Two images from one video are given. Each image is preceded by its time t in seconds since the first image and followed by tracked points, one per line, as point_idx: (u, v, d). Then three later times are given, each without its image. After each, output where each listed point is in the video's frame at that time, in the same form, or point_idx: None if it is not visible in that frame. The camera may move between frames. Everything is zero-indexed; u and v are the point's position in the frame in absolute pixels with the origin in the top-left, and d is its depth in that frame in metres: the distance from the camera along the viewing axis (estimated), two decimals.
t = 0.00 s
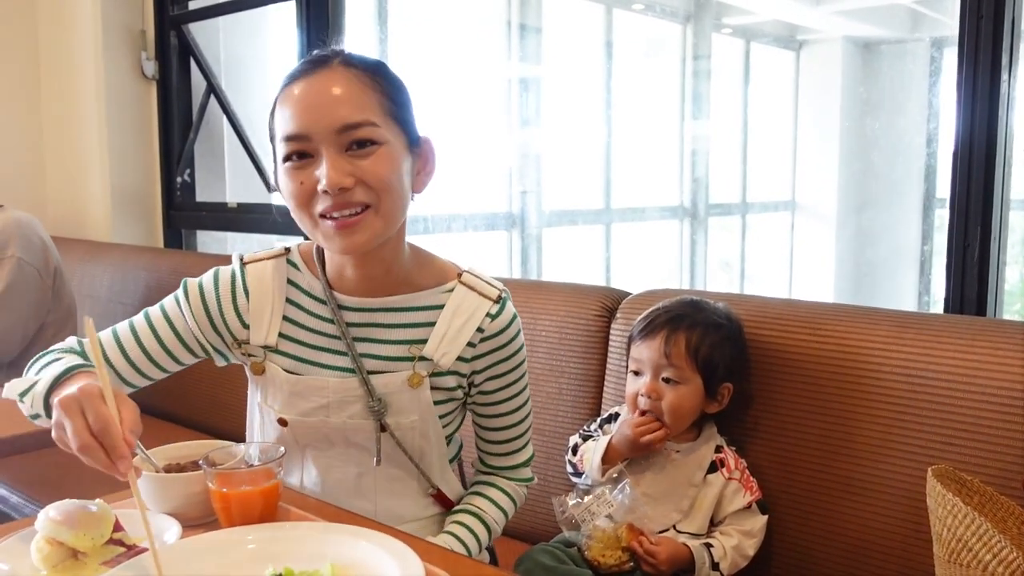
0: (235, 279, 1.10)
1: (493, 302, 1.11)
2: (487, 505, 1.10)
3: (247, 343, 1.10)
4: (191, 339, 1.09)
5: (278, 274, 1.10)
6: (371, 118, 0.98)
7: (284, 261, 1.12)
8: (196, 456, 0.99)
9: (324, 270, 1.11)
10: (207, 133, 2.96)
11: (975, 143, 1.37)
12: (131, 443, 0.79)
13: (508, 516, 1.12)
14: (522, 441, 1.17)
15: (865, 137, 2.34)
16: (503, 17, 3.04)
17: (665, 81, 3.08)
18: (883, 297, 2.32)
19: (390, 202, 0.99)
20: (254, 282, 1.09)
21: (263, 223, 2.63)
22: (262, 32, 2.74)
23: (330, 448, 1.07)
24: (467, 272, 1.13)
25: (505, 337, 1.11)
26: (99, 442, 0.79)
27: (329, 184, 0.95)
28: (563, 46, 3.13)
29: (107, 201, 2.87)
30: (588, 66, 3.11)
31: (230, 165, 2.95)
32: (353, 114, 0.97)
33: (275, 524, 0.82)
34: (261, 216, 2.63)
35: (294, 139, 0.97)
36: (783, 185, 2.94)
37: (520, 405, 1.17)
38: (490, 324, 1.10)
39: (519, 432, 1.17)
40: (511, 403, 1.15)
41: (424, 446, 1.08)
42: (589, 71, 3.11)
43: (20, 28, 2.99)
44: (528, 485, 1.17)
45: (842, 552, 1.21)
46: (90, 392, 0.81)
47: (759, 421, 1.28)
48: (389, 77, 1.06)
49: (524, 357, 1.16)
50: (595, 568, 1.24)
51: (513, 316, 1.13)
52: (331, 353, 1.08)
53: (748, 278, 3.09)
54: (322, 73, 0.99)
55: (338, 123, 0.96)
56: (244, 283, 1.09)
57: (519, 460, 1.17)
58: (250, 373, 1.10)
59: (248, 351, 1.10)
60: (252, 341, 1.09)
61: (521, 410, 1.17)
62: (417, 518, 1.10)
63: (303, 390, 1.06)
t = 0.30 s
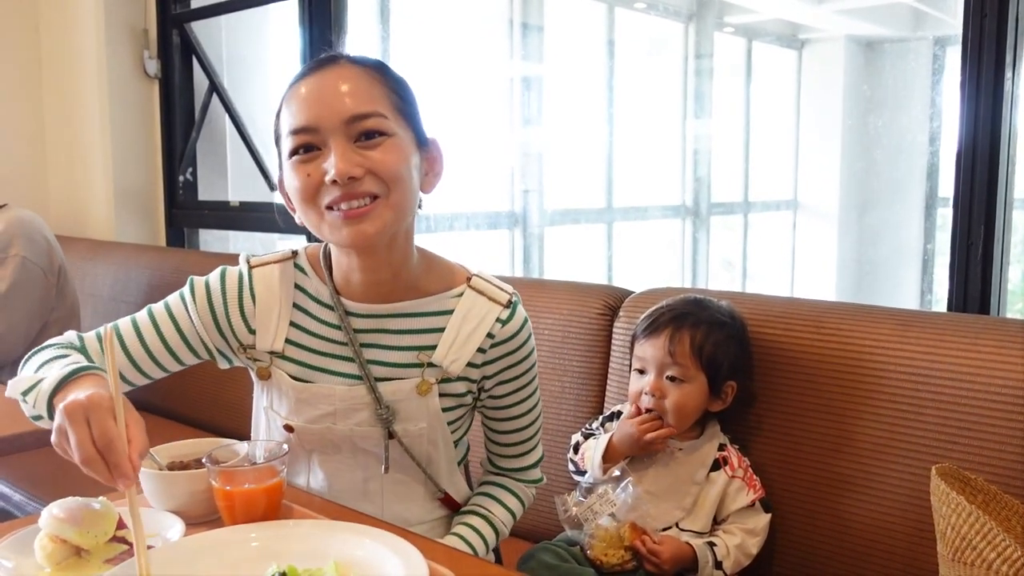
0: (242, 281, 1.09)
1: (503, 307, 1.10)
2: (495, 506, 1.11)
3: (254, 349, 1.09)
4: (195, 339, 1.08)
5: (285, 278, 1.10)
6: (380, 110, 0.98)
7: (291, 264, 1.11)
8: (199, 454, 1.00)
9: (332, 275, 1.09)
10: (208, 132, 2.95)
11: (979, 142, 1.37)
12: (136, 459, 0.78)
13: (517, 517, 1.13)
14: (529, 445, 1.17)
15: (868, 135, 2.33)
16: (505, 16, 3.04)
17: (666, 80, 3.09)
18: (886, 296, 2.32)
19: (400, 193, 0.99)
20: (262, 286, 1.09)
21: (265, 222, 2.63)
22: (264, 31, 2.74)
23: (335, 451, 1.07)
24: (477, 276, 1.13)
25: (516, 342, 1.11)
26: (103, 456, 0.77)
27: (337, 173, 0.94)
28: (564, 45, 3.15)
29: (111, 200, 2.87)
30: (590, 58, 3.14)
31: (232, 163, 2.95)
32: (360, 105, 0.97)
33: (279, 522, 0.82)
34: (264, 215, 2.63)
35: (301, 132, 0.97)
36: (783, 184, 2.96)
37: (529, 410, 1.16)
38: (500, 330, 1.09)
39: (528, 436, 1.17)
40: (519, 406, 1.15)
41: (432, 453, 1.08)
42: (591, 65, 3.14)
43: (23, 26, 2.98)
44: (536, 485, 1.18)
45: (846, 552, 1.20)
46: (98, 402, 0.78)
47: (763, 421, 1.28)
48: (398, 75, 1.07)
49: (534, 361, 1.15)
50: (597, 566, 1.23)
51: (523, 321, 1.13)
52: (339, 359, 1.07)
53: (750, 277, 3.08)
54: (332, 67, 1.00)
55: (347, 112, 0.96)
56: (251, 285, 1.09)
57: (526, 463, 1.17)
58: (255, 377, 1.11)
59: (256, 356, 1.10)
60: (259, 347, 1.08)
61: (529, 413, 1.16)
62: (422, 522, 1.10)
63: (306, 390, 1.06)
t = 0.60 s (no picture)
0: (241, 286, 1.09)
1: (504, 311, 1.10)
2: (497, 506, 1.11)
3: (253, 353, 1.09)
4: (194, 344, 1.07)
5: (285, 281, 1.09)
6: (372, 124, 0.98)
7: (291, 268, 1.11)
8: (199, 455, 1.00)
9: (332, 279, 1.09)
10: (209, 131, 2.96)
11: (979, 141, 1.37)
12: (109, 467, 0.76)
13: (518, 518, 1.13)
14: (530, 447, 1.18)
15: (869, 134, 2.33)
16: (506, 16, 3.04)
17: (667, 80, 3.09)
18: (888, 296, 2.31)
19: (395, 210, 0.99)
20: (260, 290, 1.08)
21: (266, 222, 2.63)
22: (265, 30, 2.74)
23: (335, 453, 1.07)
24: (479, 280, 1.13)
25: (517, 346, 1.11)
26: (74, 466, 0.76)
27: (330, 193, 0.94)
28: (564, 45, 3.15)
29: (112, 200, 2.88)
30: (591, 58, 3.14)
31: (233, 164, 2.95)
32: (352, 121, 0.96)
33: (278, 522, 0.82)
34: (264, 214, 2.63)
35: (293, 149, 0.96)
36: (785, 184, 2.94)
37: (529, 413, 1.16)
38: (501, 334, 1.09)
39: (529, 439, 1.17)
40: (519, 409, 1.15)
41: (432, 456, 1.09)
42: (592, 65, 3.14)
43: (23, 26, 2.99)
44: (536, 486, 1.18)
45: (845, 552, 1.20)
46: (64, 414, 0.78)
47: (762, 421, 1.28)
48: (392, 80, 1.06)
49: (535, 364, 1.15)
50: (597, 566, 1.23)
51: (525, 324, 1.13)
52: (339, 363, 1.07)
53: (751, 277, 3.08)
54: (323, 77, 0.99)
55: (339, 129, 0.95)
56: (250, 290, 1.08)
57: (527, 466, 1.17)
58: (256, 380, 1.11)
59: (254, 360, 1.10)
60: (258, 351, 1.08)
61: (529, 417, 1.16)
62: (423, 524, 1.10)
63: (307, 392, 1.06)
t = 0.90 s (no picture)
0: (237, 282, 1.08)
1: (503, 308, 1.10)
2: (494, 505, 1.11)
3: (250, 349, 1.09)
4: (192, 342, 1.07)
5: (283, 278, 1.09)
6: (341, 150, 0.91)
7: (290, 264, 1.10)
8: (196, 452, 0.99)
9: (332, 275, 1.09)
10: (208, 129, 2.95)
11: (979, 137, 1.37)
12: (100, 443, 0.76)
13: (516, 517, 1.12)
14: (528, 445, 1.17)
15: (869, 132, 2.33)
16: (505, 15, 2.98)
17: (666, 78, 3.10)
18: (887, 295, 2.31)
19: (375, 235, 0.94)
20: (257, 287, 1.07)
21: (264, 220, 2.62)
22: (265, 27, 2.74)
23: (333, 450, 1.07)
24: (480, 278, 1.12)
25: (516, 343, 1.10)
26: (65, 445, 0.76)
27: (305, 230, 0.89)
28: (564, 43, 3.11)
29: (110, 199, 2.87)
30: (592, 57, 3.13)
31: (232, 163, 2.95)
32: (325, 151, 0.90)
33: (276, 519, 0.82)
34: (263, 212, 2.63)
35: (268, 179, 0.91)
36: (785, 184, 2.94)
37: (528, 411, 1.16)
38: (500, 331, 1.09)
39: (527, 437, 1.16)
40: (517, 407, 1.15)
41: (430, 453, 1.08)
42: (592, 63, 3.13)
43: (22, 23, 2.98)
44: (535, 484, 1.18)
45: (844, 550, 1.20)
46: (51, 398, 0.79)
47: (762, 418, 1.27)
48: (367, 88, 0.98)
49: (534, 361, 1.14)
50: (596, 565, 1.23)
51: (524, 321, 1.12)
52: (336, 360, 1.07)
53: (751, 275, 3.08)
54: (289, 102, 0.92)
55: (305, 162, 0.89)
56: (246, 287, 1.07)
57: (525, 463, 1.17)
58: (253, 377, 1.11)
59: (253, 355, 1.10)
60: (256, 347, 1.08)
61: (529, 415, 1.16)
62: (422, 521, 1.10)
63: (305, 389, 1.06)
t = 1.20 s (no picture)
0: (233, 285, 1.08)
1: (500, 308, 1.10)
2: (494, 504, 1.11)
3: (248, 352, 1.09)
4: (190, 345, 1.07)
5: (279, 280, 1.08)
6: (330, 155, 0.91)
7: (286, 266, 1.10)
8: (194, 453, 0.99)
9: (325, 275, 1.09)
10: (205, 129, 2.95)
11: (976, 131, 1.37)
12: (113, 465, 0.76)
13: (515, 516, 1.12)
14: (526, 445, 1.17)
15: (866, 129, 2.33)
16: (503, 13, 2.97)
17: (664, 75, 3.10)
18: (885, 292, 2.31)
19: (366, 240, 0.93)
20: (254, 290, 1.07)
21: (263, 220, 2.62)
22: (262, 27, 2.74)
23: (331, 450, 1.07)
24: (476, 277, 1.12)
25: (513, 342, 1.10)
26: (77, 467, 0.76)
27: (295, 235, 0.89)
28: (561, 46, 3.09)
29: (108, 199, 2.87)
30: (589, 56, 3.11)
31: (231, 163, 2.96)
32: (314, 155, 0.89)
33: (273, 519, 0.82)
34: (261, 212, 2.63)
35: (258, 183, 0.91)
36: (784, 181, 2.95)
37: (525, 410, 1.16)
38: (496, 331, 1.09)
39: (525, 436, 1.17)
40: (516, 407, 1.15)
41: (428, 453, 1.08)
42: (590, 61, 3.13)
43: (18, 24, 2.98)
44: (533, 483, 1.18)
45: (842, 547, 1.20)
46: (62, 418, 0.78)
47: (758, 415, 1.27)
48: (358, 91, 0.97)
49: (531, 360, 1.14)
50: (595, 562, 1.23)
51: (522, 320, 1.12)
52: (333, 361, 1.07)
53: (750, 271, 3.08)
54: (277, 107, 0.92)
55: (293, 167, 0.89)
56: (243, 290, 1.07)
57: (523, 463, 1.17)
58: (251, 379, 1.11)
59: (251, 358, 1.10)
60: (253, 350, 1.08)
61: (526, 414, 1.16)
62: (421, 521, 1.10)
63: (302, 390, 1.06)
